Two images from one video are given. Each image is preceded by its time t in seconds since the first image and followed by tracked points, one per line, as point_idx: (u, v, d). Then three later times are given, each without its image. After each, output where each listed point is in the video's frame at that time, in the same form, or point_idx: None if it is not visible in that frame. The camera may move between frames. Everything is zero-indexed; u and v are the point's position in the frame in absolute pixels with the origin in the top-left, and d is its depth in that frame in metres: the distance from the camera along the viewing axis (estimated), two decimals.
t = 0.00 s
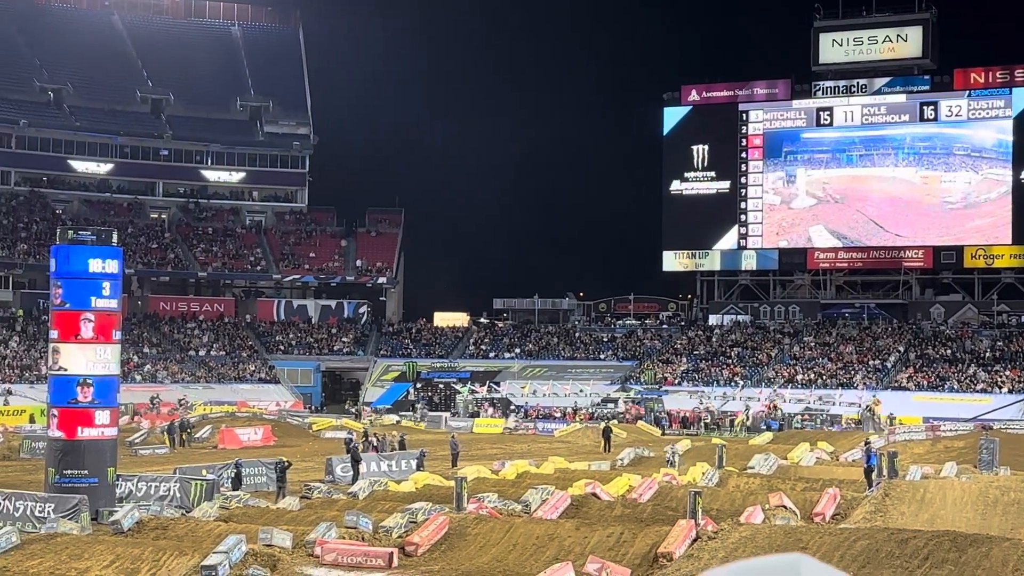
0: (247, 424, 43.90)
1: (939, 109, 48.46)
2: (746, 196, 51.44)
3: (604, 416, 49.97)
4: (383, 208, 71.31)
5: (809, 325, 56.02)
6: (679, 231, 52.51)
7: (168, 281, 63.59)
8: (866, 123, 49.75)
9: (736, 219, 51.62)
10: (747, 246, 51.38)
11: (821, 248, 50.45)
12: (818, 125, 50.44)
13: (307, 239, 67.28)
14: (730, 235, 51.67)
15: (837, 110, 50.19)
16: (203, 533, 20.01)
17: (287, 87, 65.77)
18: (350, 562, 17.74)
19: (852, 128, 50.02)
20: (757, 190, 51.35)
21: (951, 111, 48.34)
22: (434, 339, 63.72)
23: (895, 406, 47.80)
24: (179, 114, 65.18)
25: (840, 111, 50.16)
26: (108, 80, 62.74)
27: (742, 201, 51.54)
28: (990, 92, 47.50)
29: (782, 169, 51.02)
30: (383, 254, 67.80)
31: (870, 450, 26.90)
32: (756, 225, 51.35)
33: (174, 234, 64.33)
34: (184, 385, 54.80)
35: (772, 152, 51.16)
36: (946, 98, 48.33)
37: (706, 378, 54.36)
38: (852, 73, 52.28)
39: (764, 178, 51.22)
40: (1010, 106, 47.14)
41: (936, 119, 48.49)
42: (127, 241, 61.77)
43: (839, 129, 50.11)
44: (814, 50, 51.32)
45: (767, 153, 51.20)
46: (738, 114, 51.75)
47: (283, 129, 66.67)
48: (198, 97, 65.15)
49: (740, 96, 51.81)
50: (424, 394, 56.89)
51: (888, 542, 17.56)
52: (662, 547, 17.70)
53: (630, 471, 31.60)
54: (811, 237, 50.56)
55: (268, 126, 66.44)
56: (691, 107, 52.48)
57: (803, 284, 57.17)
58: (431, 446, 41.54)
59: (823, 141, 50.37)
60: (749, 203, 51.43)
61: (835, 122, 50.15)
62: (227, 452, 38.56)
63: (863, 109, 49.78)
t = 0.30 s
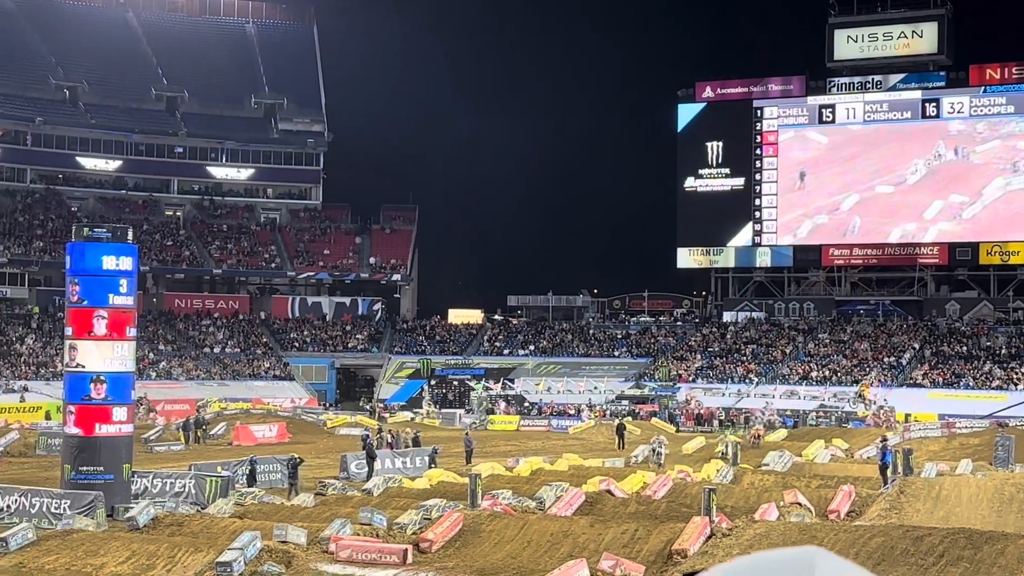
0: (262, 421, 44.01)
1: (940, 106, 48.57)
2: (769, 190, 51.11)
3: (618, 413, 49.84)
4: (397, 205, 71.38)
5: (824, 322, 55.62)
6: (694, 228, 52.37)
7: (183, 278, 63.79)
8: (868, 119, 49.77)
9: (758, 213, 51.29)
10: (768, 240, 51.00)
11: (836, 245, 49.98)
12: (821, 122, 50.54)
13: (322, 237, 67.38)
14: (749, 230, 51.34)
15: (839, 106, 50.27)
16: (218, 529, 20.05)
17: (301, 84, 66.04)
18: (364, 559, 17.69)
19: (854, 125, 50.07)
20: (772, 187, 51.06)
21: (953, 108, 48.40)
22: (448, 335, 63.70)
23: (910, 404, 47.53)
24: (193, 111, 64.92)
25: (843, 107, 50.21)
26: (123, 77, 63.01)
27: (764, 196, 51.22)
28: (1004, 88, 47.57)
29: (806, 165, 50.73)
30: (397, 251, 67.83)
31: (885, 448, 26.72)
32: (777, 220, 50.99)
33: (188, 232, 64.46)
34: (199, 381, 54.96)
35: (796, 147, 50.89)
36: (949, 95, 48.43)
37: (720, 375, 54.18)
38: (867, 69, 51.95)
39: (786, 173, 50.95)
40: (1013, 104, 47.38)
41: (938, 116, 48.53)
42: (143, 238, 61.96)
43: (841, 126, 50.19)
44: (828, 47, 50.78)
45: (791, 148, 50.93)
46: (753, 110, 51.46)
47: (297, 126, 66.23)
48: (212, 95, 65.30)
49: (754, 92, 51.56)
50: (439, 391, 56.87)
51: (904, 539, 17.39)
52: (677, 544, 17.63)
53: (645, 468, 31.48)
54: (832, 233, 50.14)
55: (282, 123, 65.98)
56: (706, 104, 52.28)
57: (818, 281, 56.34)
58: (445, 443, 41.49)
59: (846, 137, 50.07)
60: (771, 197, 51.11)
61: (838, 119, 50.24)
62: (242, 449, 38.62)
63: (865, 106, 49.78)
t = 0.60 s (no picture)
0: (280, 417, 44.14)
1: (946, 101, 48.20)
2: (807, 178, 50.36)
3: (636, 408, 49.71)
4: (413, 201, 71.50)
5: (841, 317, 55.47)
6: (710, 223, 52.19)
7: (200, 275, 64.06)
8: (873, 114, 49.48)
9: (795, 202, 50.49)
10: (804, 229, 50.21)
11: (853, 240, 49.65)
12: (825, 117, 50.25)
13: (338, 233, 67.52)
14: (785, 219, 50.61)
15: (844, 101, 49.99)
16: (237, 525, 20.08)
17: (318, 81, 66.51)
18: (382, 555, 17.73)
19: (858, 120, 49.79)
20: (789, 181, 50.61)
21: (958, 103, 48.03)
22: (465, 332, 63.74)
23: (928, 399, 47.18)
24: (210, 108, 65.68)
25: (847, 103, 49.92)
26: (141, 75, 63.41)
27: (803, 184, 50.47)
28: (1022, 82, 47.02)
29: (846, 152, 49.95)
30: (414, 247, 67.89)
31: (903, 443, 26.53)
32: (815, 208, 50.23)
33: (206, 228, 64.69)
34: (217, 378, 55.15)
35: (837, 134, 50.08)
36: (954, 90, 48.05)
37: (737, 370, 53.95)
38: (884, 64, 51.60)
39: (826, 160, 50.22)
40: (1017, 98, 47.03)
41: (943, 111, 48.17)
42: (161, 235, 62.24)
43: (845, 121, 49.88)
44: (844, 41, 50.55)
45: (832, 134, 50.15)
46: (770, 106, 51.14)
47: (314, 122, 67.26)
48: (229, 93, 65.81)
49: (771, 87, 51.14)
50: (456, 387, 56.87)
51: (922, 535, 17.27)
52: (695, 539, 17.56)
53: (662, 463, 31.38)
54: (868, 222, 49.35)
55: (300, 120, 66.96)
56: (722, 99, 52.13)
57: (835, 276, 55.92)
58: (462, 439, 41.48)
59: (880, 125, 49.32)
60: (810, 185, 50.36)
61: (842, 114, 49.97)
62: (260, 445, 38.72)
63: (870, 102, 49.47)
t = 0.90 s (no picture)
0: (298, 413, 44.26)
1: (951, 94, 47.87)
2: (852, 156, 49.47)
3: (654, 403, 49.53)
4: (431, 196, 71.57)
5: (860, 311, 55.06)
6: (729, 217, 51.87)
7: (219, 271, 64.29)
8: (879, 108, 49.18)
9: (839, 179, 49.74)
10: (848, 206, 49.48)
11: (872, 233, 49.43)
12: (831, 111, 49.92)
13: (356, 228, 67.61)
14: (828, 198, 49.90)
15: (850, 96, 49.71)
16: (256, 520, 20.11)
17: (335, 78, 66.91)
18: (401, 550, 17.71)
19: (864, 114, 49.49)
20: (807, 175, 50.19)
21: (963, 96, 47.68)
22: (483, 327, 63.76)
23: (947, 393, 46.78)
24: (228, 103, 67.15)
25: (852, 97, 49.65)
26: (159, 73, 63.80)
27: (848, 162, 49.64)
28: None
29: (891, 130, 48.97)
30: (432, 243, 67.92)
31: (922, 436, 26.28)
32: (858, 185, 49.45)
33: (225, 225, 64.91)
34: (236, 373, 55.28)
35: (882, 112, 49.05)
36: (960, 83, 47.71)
37: (756, 365, 53.67)
38: (903, 56, 51.19)
39: (872, 138, 49.26)
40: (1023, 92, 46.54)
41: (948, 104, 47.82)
42: (179, 231, 62.48)
43: (851, 115, 49.57)
44: (863, 34, 50.12)
45: (878, 113, 49.11)
46: (787, 99, 50.65)
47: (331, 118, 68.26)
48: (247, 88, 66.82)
49: (789, 81, 50.86)
50: (474, 382, 56.87)
51: (942, 529, 17.07)
52: (713, 534, 17.42)
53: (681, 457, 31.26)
54: (906, 203, 48.60)
55: (316, 116, 67.92)
56: (740, 92, 51.64)
57: (853, 270, 56.00)
58: (480, 434, 41.43)
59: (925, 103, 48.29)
60: (855, 162, 49.48)
61: (848, 108, 49.68)
62: (279, 440, 38.79)
63: (876, 95, 49.21)
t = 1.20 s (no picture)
0: (318, 407, 44.37)
1: (957, 86, 47.76)
2: (897, 136, 48.64)
3: (673, 396, 49.35)
4: (449, 191, 71.62)
5: (880, 303, 54.88)
6: (747, 210, 51.55)
7: (238, 267, 64.52)
8: (885, 101, 48.94)
9: (885, 158, 48.86)
10: (894, 184, 48.63)
11: (891, 225, 48.88)
12: (838, 105, 49.72)
13: (375, 223, 67.70)
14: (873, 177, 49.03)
15: (855, 89, 49.57)
16: (276, 515, 20.16)
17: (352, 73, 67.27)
18: (420, 543, 17.69)
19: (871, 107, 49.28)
20: (825, 168, 49.90)
21: (970, 88, 47.60)
22: (502, 321, 63.81)
23: (968, 385, 46.34)
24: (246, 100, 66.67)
25: (859, 90, 49.47)
26: (178, 69, 64.20)
27: (892, 141, 48.76)
28: None
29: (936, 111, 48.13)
30: (450, 237, 67.96)
31: (942, 429, 26.04)
32: (904, 165, 48.57)
33: (243, 220, 65.13)
34: (256, 369, 55.43)
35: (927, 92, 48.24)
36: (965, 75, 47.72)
37: (775, 358, 53.39)
38: (922, 48, 50.81)
39: (917, 118, 48.45)
40: None
41: (955, 96, 47.64)
42: (199, 226, 62.73)
43: (857, 108, 49.39)
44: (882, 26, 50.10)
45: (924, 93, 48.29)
46: (806, 92, 50.46)
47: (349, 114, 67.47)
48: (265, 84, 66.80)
49: (806, 73, 50.38)
50: (493, 376, 56.86)
51: (962, 521, 16.95)
52: (733, 527, 17.36)
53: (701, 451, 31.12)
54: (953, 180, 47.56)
55: (335, 112, 67.25)
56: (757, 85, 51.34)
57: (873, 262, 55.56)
58: (499, 429, 41.40)
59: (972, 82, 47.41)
60: (900, 142, 48.63)
61: (854, 101, 49.50)
62: (298, 435, 38.88)
63: (882, 88, 48.97)
